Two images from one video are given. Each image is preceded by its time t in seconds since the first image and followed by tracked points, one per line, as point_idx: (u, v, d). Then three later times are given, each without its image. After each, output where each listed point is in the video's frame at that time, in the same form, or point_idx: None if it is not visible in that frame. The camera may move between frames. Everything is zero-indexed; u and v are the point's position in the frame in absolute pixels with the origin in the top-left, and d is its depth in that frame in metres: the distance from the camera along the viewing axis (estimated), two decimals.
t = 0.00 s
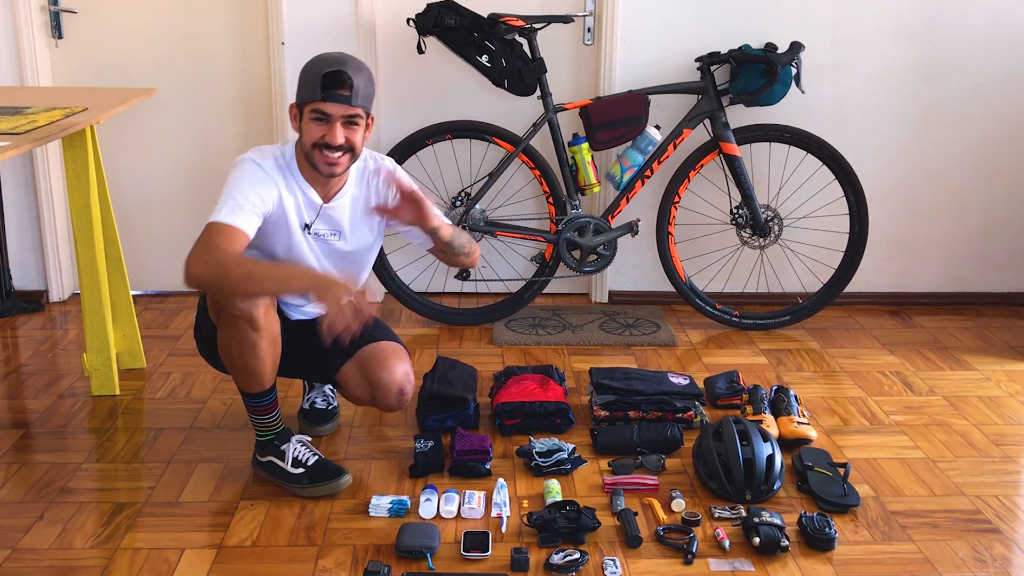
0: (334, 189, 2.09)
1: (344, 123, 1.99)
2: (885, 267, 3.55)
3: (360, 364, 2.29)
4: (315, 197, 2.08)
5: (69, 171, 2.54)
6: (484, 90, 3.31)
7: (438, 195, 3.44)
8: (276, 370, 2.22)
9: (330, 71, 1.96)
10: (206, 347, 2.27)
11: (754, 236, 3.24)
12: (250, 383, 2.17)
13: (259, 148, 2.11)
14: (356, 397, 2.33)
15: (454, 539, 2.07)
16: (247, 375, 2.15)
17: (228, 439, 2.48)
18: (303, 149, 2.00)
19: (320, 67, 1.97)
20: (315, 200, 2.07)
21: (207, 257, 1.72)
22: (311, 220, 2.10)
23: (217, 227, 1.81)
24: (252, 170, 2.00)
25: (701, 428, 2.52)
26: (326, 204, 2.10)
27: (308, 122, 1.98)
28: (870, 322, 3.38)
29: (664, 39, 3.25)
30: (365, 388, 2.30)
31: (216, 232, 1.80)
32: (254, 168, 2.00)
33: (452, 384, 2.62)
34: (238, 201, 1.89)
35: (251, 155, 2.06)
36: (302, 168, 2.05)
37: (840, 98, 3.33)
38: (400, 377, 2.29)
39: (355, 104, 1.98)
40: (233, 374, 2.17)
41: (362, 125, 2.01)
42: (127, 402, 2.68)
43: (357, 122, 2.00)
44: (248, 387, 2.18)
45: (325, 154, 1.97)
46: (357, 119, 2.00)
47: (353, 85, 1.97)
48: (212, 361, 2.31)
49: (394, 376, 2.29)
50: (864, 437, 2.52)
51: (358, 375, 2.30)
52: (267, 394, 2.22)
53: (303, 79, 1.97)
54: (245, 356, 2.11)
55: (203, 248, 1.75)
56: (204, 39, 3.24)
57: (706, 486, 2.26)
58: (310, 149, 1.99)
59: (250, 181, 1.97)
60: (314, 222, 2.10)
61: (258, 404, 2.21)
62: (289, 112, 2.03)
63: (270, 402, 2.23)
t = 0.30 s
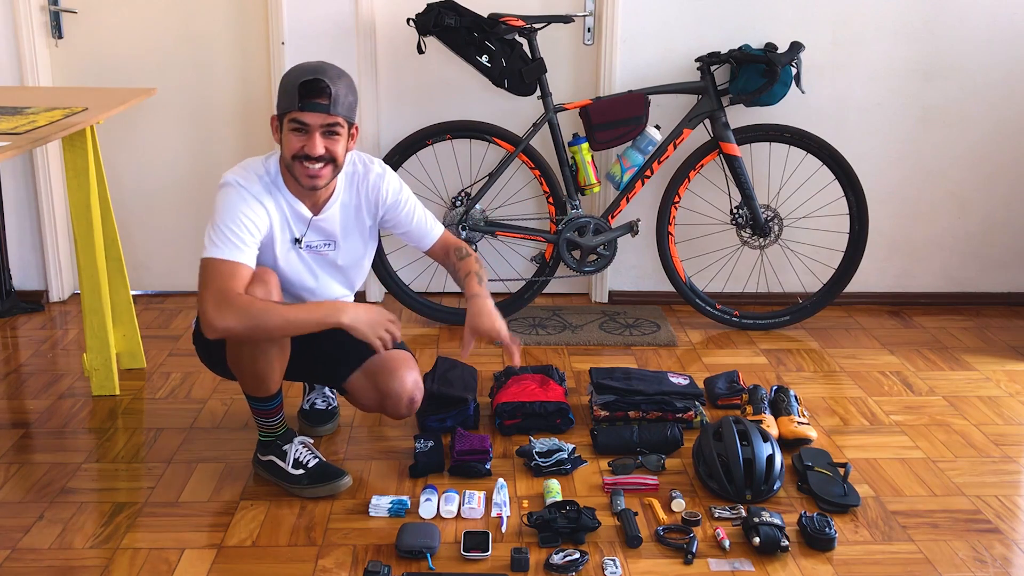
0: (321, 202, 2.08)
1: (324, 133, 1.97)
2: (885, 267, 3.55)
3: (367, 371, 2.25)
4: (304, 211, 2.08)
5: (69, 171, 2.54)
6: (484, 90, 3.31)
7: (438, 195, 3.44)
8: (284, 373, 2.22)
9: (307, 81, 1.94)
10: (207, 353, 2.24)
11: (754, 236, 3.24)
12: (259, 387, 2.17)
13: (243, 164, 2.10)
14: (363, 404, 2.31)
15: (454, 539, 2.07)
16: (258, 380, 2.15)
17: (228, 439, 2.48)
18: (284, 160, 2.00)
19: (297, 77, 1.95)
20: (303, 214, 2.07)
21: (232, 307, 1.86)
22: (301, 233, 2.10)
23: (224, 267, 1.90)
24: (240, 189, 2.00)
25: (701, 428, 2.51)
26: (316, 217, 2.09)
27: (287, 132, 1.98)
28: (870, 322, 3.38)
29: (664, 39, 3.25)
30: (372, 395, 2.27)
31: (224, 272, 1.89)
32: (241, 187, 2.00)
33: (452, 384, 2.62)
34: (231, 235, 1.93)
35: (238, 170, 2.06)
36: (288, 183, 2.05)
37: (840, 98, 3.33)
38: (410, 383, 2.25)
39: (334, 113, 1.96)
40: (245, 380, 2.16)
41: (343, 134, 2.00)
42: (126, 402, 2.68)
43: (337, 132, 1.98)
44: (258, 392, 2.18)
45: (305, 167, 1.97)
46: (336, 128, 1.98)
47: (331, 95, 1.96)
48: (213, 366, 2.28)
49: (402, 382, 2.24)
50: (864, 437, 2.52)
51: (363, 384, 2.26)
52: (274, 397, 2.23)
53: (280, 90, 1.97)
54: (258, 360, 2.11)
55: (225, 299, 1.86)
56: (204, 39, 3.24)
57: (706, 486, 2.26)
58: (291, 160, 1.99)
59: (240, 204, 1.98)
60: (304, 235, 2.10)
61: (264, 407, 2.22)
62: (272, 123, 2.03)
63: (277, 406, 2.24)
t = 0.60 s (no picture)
0: (333, 216, 2.06)
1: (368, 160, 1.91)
2: (885, 267, 3.55)
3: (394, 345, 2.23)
4: (319, 228, 2.05)
5: (69, 173, 2.54)
6: (484, 90, 3.31)
7: (437, 195, 3.44)
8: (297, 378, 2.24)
9: (352, 112, 1.85)
10: (199, 358, 2.22)
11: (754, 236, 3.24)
12: (277, 395, 2.19)
13: (248, 177, 2.01)
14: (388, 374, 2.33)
15: (454, 539, 2.07)
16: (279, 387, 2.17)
17: (228, 439, 2.48)
18: (330, 190, 1.92)
19: (341, 107, 1.84)
20: (318, 230, 2.05)
21: (271, 341, 1.89)
22: (316, 248, 2.09)
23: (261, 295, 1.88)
24: (257, 208, 1.94)
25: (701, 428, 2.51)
26: (329, 232, 2.08)
27: (333, 164, 1.88)
28: (870, 322, 3.38)
29: (665, 39, 3.25)
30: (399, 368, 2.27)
31: (259, 301, 1.88)
32: (259, 207, 1.94)
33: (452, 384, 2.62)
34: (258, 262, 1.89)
35: (248, 185, 1.98)
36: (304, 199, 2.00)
37: (839, 98, 3.33)
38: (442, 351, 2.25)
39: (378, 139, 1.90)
40: (263, 387, 2.18)
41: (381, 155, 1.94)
42: (126, 402, 2.68)
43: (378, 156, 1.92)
44: (278, 400, 2.20)
45: (355, 195, 1.92)
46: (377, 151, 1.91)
47: (375, 121, 1.88)
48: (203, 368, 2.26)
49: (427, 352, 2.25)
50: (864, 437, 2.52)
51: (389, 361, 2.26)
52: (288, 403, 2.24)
53: (320, 123, 1.84)
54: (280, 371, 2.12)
55: (263, 333, 1.88)
56: (204, 39, 3.24)
57: (706, 486, 2.26)
58: (341, 189, 1.91)
59: (261, 226, 1.92)
60: (319, 249, 2.09)
61: (279, 412, 2.23)
62: (300, 152, 1.90)
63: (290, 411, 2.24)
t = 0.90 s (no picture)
0: (339, 216, 2.09)
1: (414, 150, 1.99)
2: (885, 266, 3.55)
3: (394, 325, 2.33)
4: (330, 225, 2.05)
5: (69, 173, 2.54)
6: (483, 90, 3.31)
7: (437, 195, 3.44)
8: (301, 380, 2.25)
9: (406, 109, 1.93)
10: (198, 369, 2.19)
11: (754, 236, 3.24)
12: (285, 397, 2.20)
13: (262, 178, 2.01)
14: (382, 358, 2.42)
15: (454, 539, 2.07)
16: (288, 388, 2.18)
17: (228, 439, 2.48)
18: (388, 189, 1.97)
19: (399, 108, 1.90)
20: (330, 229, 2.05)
21: (293, 337, 1.84)
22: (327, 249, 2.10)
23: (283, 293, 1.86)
24: (277, 205, 1.93)
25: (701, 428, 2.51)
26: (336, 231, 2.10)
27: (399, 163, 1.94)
28: (870, 322, 3.38)
29: (665, 39, 3.25)
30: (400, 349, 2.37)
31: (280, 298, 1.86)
32: (278, 204, 1.93)
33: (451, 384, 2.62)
34: (275, 256, 1.87)
35: (267, 183, 1.98)
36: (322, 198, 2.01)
37: (839, 98, 3.33)
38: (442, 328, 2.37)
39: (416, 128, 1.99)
40: (274, 391, 2.19)
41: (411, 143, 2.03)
42: (126, 402, 2.68)
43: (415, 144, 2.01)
44: (286, 401, 2.21)
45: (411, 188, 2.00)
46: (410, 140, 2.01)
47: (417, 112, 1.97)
48: (201, 379, 2.23)
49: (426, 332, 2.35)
50: (864, 436, 2.52)
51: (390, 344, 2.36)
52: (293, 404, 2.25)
53: (391, 131, 1.88)
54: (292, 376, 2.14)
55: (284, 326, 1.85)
56: (204, 39, 3.24)
57: (706, 486, 2.26)
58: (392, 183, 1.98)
59: (281, 221, 1.91)
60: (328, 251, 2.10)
61: (282, 413, 2.24)
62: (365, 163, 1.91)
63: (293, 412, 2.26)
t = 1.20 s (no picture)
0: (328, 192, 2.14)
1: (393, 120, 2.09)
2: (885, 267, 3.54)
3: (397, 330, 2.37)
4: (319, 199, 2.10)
5: (70, 179, 2.55)
6: (484, 90, 3.31)
7: (437, 194, 3.44)
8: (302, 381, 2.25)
9: (384, 77, 2.04)
10: (205, 377, 2.21)
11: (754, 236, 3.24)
12: (288, 398, 2.20)
13: (243, 167, 2.04)
14: (386, 366, 2.48)
15: (454, 539, 2.07)
16: (288, 389, 2.17)
17: (228, 439, 2.48)
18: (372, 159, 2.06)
19: (377, 78, 2.01)
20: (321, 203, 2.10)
21: (358, 281, 1.99)
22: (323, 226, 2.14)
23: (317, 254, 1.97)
24: (275, 179, 1.99)
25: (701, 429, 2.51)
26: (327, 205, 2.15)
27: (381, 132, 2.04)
28: (870, 322, 3.38)
29: (665, 39, 3.25)
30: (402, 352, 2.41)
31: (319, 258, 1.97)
32: (274, 183, 1.99)
33: (451, 384, 2.62)
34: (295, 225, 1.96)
35: (252, 166, 2.03)
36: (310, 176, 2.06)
37: (839, 98, 3.33)
38: (444, 331, 2.44)
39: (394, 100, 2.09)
40: (278, 393, 2.18)
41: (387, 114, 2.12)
42: (126, 402, 2.68)
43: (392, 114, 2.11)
44: (287, 400, 2.20)
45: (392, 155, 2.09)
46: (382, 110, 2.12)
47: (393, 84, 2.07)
48: (210, 389, 2.26)
49: (427, 335, 2.43)
50: (864, 436, 2.52)
51: (392, 352, 2.42)
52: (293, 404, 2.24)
53: (373, 100, 1.99)
54: (296, 376, 2.14)
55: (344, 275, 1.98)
56: (204, 39, 3.24)
57: (706, 486, 2.26)
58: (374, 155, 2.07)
59: (286, 192, 1.98)
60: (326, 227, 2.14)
61: (284, 411, 2.24)
62: (352, 135, 1.99)
63: (293, 411, 2.25)
